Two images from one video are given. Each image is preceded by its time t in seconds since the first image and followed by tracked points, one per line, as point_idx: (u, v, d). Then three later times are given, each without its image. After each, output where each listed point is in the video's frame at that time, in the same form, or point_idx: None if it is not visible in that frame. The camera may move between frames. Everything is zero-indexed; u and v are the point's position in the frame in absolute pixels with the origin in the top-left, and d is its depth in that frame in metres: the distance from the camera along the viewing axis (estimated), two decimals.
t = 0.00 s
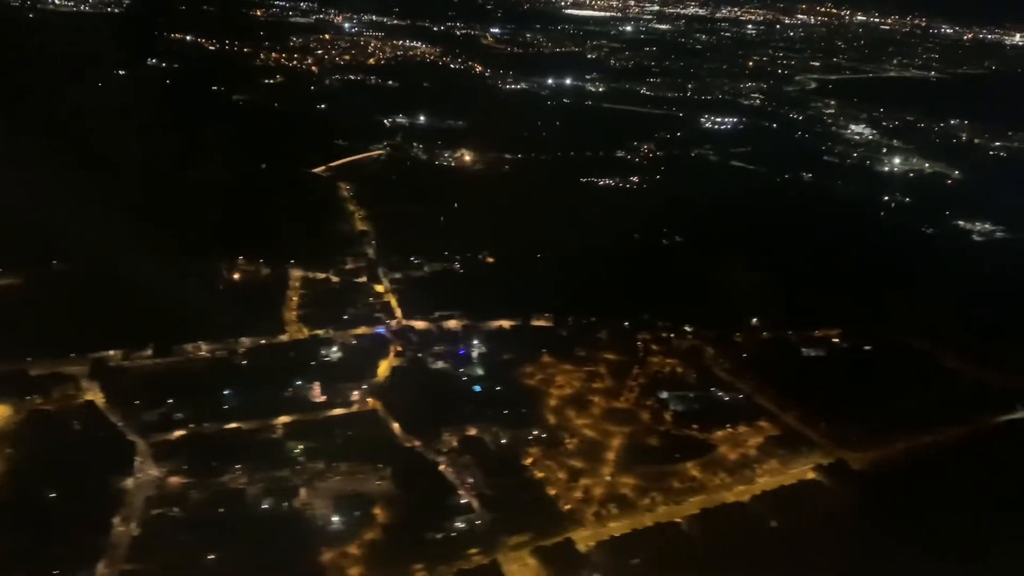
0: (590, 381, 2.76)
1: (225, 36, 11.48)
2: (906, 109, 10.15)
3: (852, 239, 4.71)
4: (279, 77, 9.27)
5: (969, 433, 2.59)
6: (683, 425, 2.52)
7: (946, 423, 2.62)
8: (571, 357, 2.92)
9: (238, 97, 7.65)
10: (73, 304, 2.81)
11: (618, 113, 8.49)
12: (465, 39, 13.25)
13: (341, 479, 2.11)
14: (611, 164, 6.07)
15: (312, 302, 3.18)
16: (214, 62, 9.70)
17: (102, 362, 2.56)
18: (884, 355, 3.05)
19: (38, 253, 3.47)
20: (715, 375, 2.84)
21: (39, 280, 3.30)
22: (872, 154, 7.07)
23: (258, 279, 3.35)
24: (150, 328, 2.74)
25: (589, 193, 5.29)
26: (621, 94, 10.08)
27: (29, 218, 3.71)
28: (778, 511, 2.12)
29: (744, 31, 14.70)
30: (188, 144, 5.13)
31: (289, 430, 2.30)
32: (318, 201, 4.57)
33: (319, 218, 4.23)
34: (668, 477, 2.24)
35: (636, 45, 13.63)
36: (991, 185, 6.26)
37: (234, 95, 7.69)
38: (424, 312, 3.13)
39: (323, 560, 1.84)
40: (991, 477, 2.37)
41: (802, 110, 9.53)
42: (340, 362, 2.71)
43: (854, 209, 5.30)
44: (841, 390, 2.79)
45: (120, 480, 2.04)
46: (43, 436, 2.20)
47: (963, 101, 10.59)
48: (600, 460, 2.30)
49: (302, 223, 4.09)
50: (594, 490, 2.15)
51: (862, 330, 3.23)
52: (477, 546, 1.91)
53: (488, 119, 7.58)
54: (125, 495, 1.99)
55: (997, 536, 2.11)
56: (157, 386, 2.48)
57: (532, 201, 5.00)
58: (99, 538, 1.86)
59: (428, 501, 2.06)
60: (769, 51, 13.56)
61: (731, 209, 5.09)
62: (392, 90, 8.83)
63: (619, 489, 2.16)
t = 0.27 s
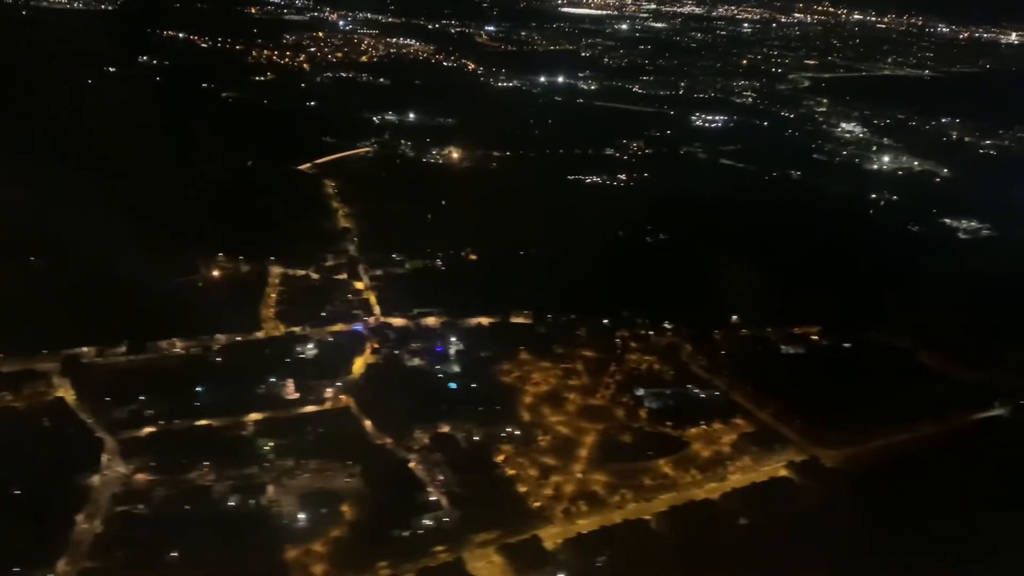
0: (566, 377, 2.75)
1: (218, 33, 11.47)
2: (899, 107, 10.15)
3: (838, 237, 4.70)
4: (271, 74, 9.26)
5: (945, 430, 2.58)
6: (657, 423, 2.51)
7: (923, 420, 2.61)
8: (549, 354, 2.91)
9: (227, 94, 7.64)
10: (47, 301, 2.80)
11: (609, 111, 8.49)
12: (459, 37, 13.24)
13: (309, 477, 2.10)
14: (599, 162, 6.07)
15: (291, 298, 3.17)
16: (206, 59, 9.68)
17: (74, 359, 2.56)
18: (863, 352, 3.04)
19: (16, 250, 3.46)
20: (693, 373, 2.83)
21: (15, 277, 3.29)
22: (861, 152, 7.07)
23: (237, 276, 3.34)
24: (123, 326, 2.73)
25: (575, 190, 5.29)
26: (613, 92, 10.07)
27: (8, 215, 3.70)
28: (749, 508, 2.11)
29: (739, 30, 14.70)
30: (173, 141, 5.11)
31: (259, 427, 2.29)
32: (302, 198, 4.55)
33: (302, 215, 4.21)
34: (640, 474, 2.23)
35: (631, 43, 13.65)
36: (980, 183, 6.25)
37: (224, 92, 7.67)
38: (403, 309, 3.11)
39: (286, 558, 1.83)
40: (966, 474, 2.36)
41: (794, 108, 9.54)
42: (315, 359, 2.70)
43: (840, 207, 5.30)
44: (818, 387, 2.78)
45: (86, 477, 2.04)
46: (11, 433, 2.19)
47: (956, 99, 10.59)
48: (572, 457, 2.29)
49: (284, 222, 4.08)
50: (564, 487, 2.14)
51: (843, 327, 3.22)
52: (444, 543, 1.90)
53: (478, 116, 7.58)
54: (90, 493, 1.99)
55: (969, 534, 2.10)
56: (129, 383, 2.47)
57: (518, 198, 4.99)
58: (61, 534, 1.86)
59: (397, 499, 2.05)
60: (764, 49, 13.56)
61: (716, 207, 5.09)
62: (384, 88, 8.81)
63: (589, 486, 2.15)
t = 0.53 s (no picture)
0: (539, 374, 2.74)
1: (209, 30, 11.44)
2: (890, 104, 10.15)
3: (820, 234, 4.70)
4: (260, 70, 9.23)
5: (917, 426, 2.57)
6: (627, 419, 2.51)
7: (894, 417, 2.61)
8: (524, 349, 2.89)
9: (216, 90, 7.62)
10: (17, 296, 2.79)
11: (598, 108, 8.48)
12: (452, 33, 13.24)
13: (273, 473, 2.09)
14: (586, 159, 6.06)
15: (265, 294, 3.15)
16: (196, 55, 9.66)
17: (42, 355, 2.55)
18: (839, 349, 3.04)
19: None
20: (666, 369, 2.83)
21: None
22: (850, 150, 7.07)
23: (212, 271, 3.33)
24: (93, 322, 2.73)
25: (560, 187, 5.28)
26: (604, 88, 10.06)
27: None
28: (714, 503, 2.11)
29: (732, 28, 14.70)
30: (155, 136, 5.10)
31: (225, 424, 2.27)
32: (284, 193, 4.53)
33: (282, 211, 4.21)
34: (606, 471, 2.22)
35: (625, 40, 13.65)
36: (967, 180, 6.25)
37: (212, 88, 7.65)
38: (377, 304, 3.10)
39: (243, 554, 1.82)
40: (935, 471, 2.35)
41: (784, 105, 9.54)
42: (285, 355, 2.68)
43: (825, 204, 5.29)
44: (792, 384, 2.78)
45: (46, 473, 2.03)
46: None
47: (948, 96, 10.59)
48: (540, 453, 2.28)
49: (264, 217, 4.07)
50: (530, 483, 2.13)
51: (820, 324, 3.21)
52: (405, 539, 1.89)
53: (466, 112, 7.57)
54: (49, 488, 1.98)
55: (934, 530, 2.09)
56: (95, 378, 2.46)
57: (501, 194, 4.98)
58: (17, 530, 1.85)
59: (360, 495, 2.04)
60: (758, 47, 13.56)
61: (700, 204, 5.08)
62: (373, 84, 8.80)
63: (555, 483, 2.15)
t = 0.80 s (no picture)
0: (515, 370, 2.73)
1: (201, 26, 11.42)
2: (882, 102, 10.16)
3: (804, 231, 4.70)
4: (250, 66, 9.20)
5: (892, 422, 2.57)
6: (600, 415, 2.50)
7: (869, 413, 2.61)
8: (500, 345, 2.88)
9: (204, 85, 7.60)
10: None
11: (588, 105, 8.48)
12: (446, 30, 13.23)
13: (240, 469, 2.08)
14: (573, 156, 6.06)
15: (243, 290, 3.14)
16: (186, 51, 9.63)
17: (13, 350, 2.54)
18: (817, 345, 3.03)
19: None
20: (643, 366, 2.83)
21: None
22: (838, 147, 7.07)
23: (190, 267, 3.31)
24: (65, 320, 2.73)
25: (545, 183, 5.27)
26: (595, 86, 10.05)
27: None
28: (683, 500, 2.10)
29: (726, 27, 14.70)
30: (139, 131, 5.08)
31: (194, 419, 2.26)
32: (267, 188, 4.51)
33: (264, 206, 4.19)
34: (576, 466, 2.21)
35: (618, 37, 13.65)
36: (954, 178, 6.25)
37: (200, 84, 7.62)
38: (354, 300, 3.09)
39: (206, 550, 1.82)
40: (908, 466, 2.35)
41: (775, 103, 9.55)
42: (259, 351, 2.67)
43: (811, 201, 5.29)
44: (768, 381, 2.77)
45: (11, 468, 2.02)
46: None
47: (941, 95, 10.59)
48: (511, 449, 2.27)
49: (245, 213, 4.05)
50: (499, 479, 2.12)
51: (798, 320, 3.21)
52: (369, 535, 1.88)
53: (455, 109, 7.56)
54: (12, 484, 1.97)
55: (904, 526, 2.09)
56: (66, 373, 2.45)
57: (486, 191, 4.97)
58: None
59: (327, 491, 2.03)
60: (752, 45, 13.57)
61: (685, 201, 5.07)
62: (363, 80, 8.79)
63: (525, 479, 2.13)
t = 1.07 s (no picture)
0: (487, 365, 2.71)
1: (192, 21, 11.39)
2: (874, 99, 10.15)
3: (787, 227, 4.69)
4: (239, 61, 9.17)
5: (863, 417, 2.56)
6: (570, 410, 2.49)
7: (841, 408, 2.60)
8: (472, 339, 2.87)
9: (192, 80, 7.59)
10: None
11: (577, 101, 8.47)
12: (439, 26, 13.22)
13: (202, 463, 2.07)
14: (559, 152, 6.05)
15: (216, 284, 3.13)
16: (176, 46, 9.60)
17: None
18: (791, 340, 3.03)
19: None
20: (615, 361, 2.82)
21: None
22: (826, 144, 7.06)
23: (165, 261, 3.30)
24: (34, 315, 2.73)
25: (530, 178, 5.26)
26: (586, 82, 10.03)
27: None
28: (649, 495, 2.09)
29: (720, 24, 14.69)
30: (121, 124, 5.06)
31: (157, 414, 2.25)
32: (248, 183, 4.49)
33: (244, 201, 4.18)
34: (542, 462, 2.20)
35: (612, 34, 13.64)
36: (941, 175, 6.25)
37: (187, 79, 7.59)
38: (328, 294, 3.08)
39: (162, 545, 1.80)
40: (878, 460, 2.34)
41: (765, 99, 9.54)
42: (229, 345, 2.66)
43: (796, 197, 5.29)
44: (740, 376, 2.76)
45: None
46: None
47: (934, 92, 10.58)
48: (477, 444, 2.26)
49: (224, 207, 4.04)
50: (463, 474, 2.11)
51: (774, 316, 3.20)
52: (327, 531, 1.87)
53: (443, 104, 7.54)
54: None
55: (870, 520, 2.07)
56: (31, 366, 2.44)
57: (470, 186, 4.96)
58: None
59: (288, 486, 2.01)
60: (746, 41, 13.56)
61: (669, 197, 5.07)
62: (352, 75, 8.77)
63: (489, 474, 2.12)
